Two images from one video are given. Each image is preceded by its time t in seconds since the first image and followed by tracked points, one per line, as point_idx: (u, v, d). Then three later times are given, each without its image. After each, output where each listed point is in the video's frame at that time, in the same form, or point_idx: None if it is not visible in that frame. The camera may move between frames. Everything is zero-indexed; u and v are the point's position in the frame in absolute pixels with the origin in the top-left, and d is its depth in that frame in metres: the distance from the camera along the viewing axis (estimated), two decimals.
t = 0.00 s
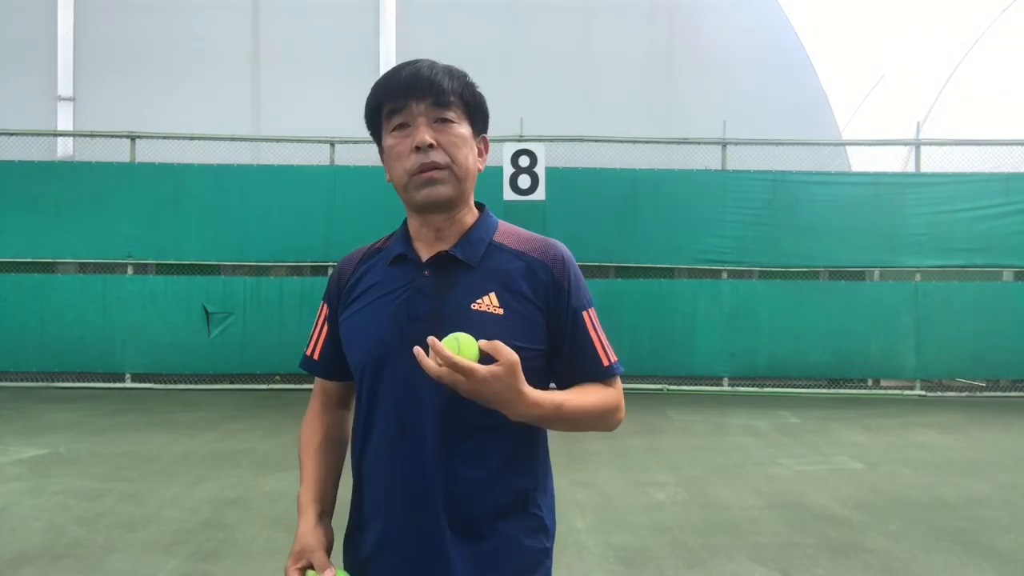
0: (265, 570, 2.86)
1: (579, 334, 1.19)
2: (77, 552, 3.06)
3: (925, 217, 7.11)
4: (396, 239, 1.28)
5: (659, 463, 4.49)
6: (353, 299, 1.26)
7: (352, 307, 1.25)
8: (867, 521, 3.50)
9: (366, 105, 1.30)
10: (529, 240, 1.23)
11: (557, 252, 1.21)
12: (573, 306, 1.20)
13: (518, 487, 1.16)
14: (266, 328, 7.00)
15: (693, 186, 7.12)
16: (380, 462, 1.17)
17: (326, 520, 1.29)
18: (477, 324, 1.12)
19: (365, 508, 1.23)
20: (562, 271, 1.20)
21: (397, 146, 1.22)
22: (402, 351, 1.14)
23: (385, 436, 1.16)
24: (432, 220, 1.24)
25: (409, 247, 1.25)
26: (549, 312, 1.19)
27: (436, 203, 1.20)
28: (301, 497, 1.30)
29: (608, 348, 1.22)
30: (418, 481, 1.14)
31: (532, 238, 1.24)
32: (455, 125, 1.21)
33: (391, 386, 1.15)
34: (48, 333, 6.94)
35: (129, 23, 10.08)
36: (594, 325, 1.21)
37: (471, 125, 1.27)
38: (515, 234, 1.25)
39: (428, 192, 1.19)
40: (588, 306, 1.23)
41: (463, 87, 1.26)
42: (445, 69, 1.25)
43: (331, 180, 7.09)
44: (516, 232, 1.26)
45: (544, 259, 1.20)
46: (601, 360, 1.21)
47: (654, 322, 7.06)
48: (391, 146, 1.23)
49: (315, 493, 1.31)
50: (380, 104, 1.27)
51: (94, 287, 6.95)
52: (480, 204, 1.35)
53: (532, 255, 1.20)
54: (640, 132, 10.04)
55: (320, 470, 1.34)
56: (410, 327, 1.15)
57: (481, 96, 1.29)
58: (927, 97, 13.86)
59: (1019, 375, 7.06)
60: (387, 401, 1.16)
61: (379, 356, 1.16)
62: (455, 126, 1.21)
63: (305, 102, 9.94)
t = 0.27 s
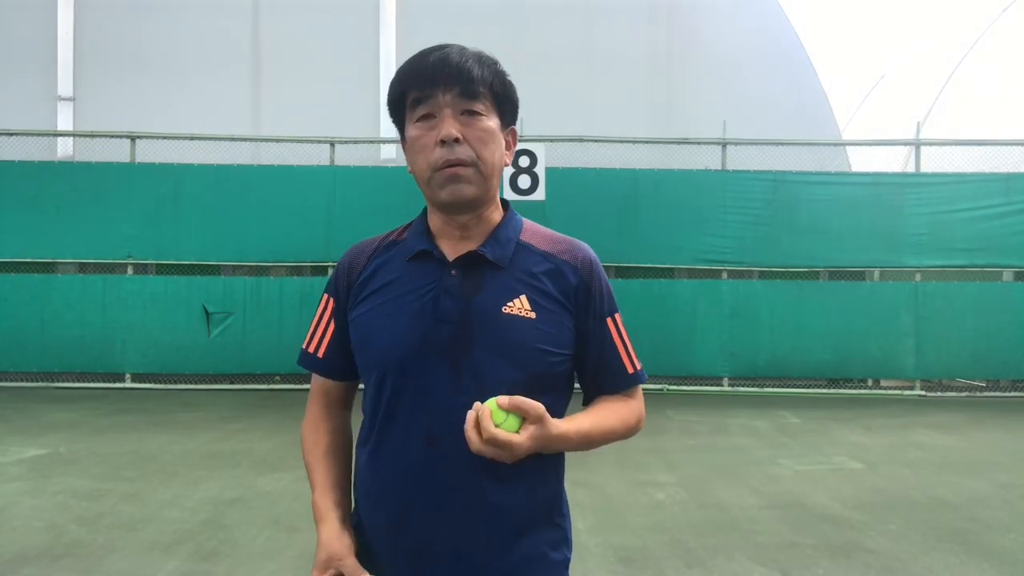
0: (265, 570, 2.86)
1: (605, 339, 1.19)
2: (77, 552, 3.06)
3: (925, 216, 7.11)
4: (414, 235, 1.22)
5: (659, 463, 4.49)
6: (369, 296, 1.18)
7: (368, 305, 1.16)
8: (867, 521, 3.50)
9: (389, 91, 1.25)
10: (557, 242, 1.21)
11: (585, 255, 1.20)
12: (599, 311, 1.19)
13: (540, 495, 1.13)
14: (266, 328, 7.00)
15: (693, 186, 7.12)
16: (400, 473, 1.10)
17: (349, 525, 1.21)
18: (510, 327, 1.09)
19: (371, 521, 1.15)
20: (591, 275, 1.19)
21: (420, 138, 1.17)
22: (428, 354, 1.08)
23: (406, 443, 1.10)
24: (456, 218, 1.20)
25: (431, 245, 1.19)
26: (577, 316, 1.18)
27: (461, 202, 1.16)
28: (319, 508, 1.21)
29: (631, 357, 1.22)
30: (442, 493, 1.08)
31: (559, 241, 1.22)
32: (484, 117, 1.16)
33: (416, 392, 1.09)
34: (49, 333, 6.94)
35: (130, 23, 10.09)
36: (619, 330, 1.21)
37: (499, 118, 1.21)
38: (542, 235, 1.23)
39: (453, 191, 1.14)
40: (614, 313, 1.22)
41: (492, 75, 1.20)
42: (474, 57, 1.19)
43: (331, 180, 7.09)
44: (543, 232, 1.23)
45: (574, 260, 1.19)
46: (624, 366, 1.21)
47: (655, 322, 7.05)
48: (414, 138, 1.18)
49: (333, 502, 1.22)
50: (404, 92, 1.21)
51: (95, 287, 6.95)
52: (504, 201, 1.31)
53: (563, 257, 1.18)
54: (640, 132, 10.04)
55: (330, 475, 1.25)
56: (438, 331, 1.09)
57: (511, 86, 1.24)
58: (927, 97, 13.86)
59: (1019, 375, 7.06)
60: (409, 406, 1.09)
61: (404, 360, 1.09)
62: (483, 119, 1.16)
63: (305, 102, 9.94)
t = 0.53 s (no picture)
0: (265, 570, 2.86)
1: (603, 341, 1.22)
2: (77, 552, 3.06)
3: (925, 216, 7.11)
4: (414, 232, 1.20)
5: (659, 463, 4.49)
6: (369, 294, 1.15)
7: (367, 304, 1.13)
8: (866, 521, 3.50)
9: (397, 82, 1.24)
10: (558, 243, 1.23)
11: (586, 258, 1.23)
12: (599, 312, 1.22)
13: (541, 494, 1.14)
14: (266, 328, 6.99)
15: (693, 186, 7.12)
16: (403, 477, 1.08)
17: (351, 531, 1.16)
18: (517, 328, 1.09)
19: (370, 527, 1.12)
20: (592, 278, 1.22)
21: (422, 134, 1.17)
22: (434, 355, 1.07)
23: (409, 446, 1.07)
24: (454, 218, 1.20)
25: (434, 243, 1.18)
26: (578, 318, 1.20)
27: (460, 202, 1.16)
28: (318, 517, 1.15)
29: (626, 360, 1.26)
30: (446, 496, 1.07)
31: (559, 242, 1.23)
32: (490, 117, 1.16)
33: (419, 394, 1.07)
34: (49, 333, 6.94)
35: (130, 23, 10.09)
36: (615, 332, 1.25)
37: (507, 118, 1.21)
38: (543, 237, 1.24)
39: (451, 190, 1.14)
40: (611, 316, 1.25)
41: (503, 73, 1.19)
42: (485, 53, 1.18)
43: (331, 180, 7.09)
44: (543, 234, 1.24)
45: (576, 262, 1.20)
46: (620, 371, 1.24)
47: (655, 322, 7.05)
48: (417, 133, 1.18)
49: (332, 510, 1.17)
50: (411, 85, 1.20)
51: (94, 287, 6.95)
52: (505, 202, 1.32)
53: (566, 260, 1.20)
54: (640, 133, 10.04)
55: (325, 482, 1.20)
56: (443, 332, 1.08)
57: (522, 85, 1.23)
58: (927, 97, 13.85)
59: (1019, 375, 7.06)
60: (413, 408, 1.07)
61: (410, 361, 1.07)
62: (488, 119, 1.16)
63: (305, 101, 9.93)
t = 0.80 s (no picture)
0: (266, 570, 2.86)
1: (596, 341, 1.21)
2: (77, 552, 3.06)
3: (925, 216, 7.11)
4: (406, 231, 1.21)
5: (659, 463, 4.49)
6: (360, 294, 1.15)
7: (357, 304, 1.14)
8: (867, 521, 3.50)
9: (387, 76, 1.23)
10: (551, 242, 1.23)
11: (580, 255, 1.22)
12: (592, 312, 1.21)
13: (534, 497, 1.13)
14: (266, 328, 6.99)
15: (693, 186, 7.12)
16: (393, 479, 1.09)
17: (342, 536, 1.17)
18: (507, 329, 1.09)
19: (361, 529, 1.12)
20: (585, 276, 1.21)
21: (417, 130, 1.16)
22: (424, 354, 1.07)
23: (399, 446, 1.08)
24: (451, 215, 1.20)
25: (425, 242, 1.18)
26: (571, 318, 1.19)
27: (457, 197, 1.16)
28: (309, 522, 1.16)
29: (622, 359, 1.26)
30: (436, 498, 1.07)
31: (553, 239, 1.23)
32: (485, 112, 1.16)
33: (407, 396, 1.07)
34: (48, 333, 6.94)
35: (130, 23, 10.09)
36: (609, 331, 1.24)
37: (500, 113, 1.21)
38: (536, 234, 1.24)
39: (450, 186, 1.14)
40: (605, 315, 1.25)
41: (497, 68, 1.19)
42: (479, 49, 1.19)
43: (331, 180, 7.09)
44: (536, 232, 1.24)
45: (568, 261, 1.20)
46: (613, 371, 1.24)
47: (655, 321, 7.05)
48: (410, 129, 1.17)
49: (322, 515, 1.17)
50: (402, 80, 1.20)
51: (94, 287, 6.94)
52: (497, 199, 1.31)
53: (559, 258, 1.20)
54: (640, 133, 10.04)
55: (315, 486, 1.21)
56: (433, 332, 1.08)
57: (514, 80, 1.24)
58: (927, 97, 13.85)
59: (1020, 375, 7.06)
60: (402, 409, 1.07)
61: (400, 360, 1.07)
62: (484, 113, 1.16)
63: (305, 101, 9.92)
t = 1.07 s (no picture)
0: (265, 570, 2.86)
1: (593, 342, 1.21)
2: (77, 552, 3.06)
3: (925, 216, 7.11)
4: (401, 232, 1.21)
5: (659, 463, 4.49)
6: (355, 297, 1.15)
7: (352, 307, 1.14)
8: (867, 521, 3.50)
9: (379, 76, 1.23)
10: (548, 242, 1.22)
11: (576, 256, 1.22)
12: (590, 312, 1.21)
13: (533, 500, 1.13)
14: (266, 328, 6.99)
15: (693, 186, 7.12)
16: (389, 482, 1.09)
17: (341, 538, 1.17)
18: (503, 332, 1.09)
19: (358, 532, 1.12)
20: (583, 277, 1.21)
21: (410, 130, 1.16)
22: (419, 358, 1.07)
23: (395, 450, 1.08)
24: (446, 217, 1.19)
25: (420, 244, 1.18)
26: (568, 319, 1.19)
27: (451, 199, 1.15)
28: (308, 525, 1.16)
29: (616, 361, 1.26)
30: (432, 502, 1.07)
31: (549, 239, 1.23)
32: (478, 112, 1.16)
33: (402, 399, 1.07)
34: (48, 333, 6.94)
35: (130, 23, 10.09)
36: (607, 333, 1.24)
37: (494, 112, 1.21)
38: (534, 235, 1.24)
39: (444, 188, 1.14)
40: (602, 316, 1.24)
41: (489, 67, 1.19)
42: (472, 47, 1.18)
43: (331, 180, 7.09)
44: (532, 232, 1.24)
45: (565, 261, 1.20)
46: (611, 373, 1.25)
47: (655, 322, 7.05)
48: (404, 130, 1.17)
49: (321, 517, 1.18)
50: (394, 80, 1.19)
51: (94, 287, 6.95)
52: (493, 199, 1.31)
53: (556, 259, 1.19)
54: (641, 133, 10.04)
55: (314, 488, 1.21)
56: (428, 335, 1.08)
57: (507, 78, 1.23)
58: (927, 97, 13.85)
59: (1020, 375, 7.06)
60: (398, 412, 1.07)
61: (395, 363, 1.07)
62: (477, 113, 1.15)
63: (305, 102, 9.93)
